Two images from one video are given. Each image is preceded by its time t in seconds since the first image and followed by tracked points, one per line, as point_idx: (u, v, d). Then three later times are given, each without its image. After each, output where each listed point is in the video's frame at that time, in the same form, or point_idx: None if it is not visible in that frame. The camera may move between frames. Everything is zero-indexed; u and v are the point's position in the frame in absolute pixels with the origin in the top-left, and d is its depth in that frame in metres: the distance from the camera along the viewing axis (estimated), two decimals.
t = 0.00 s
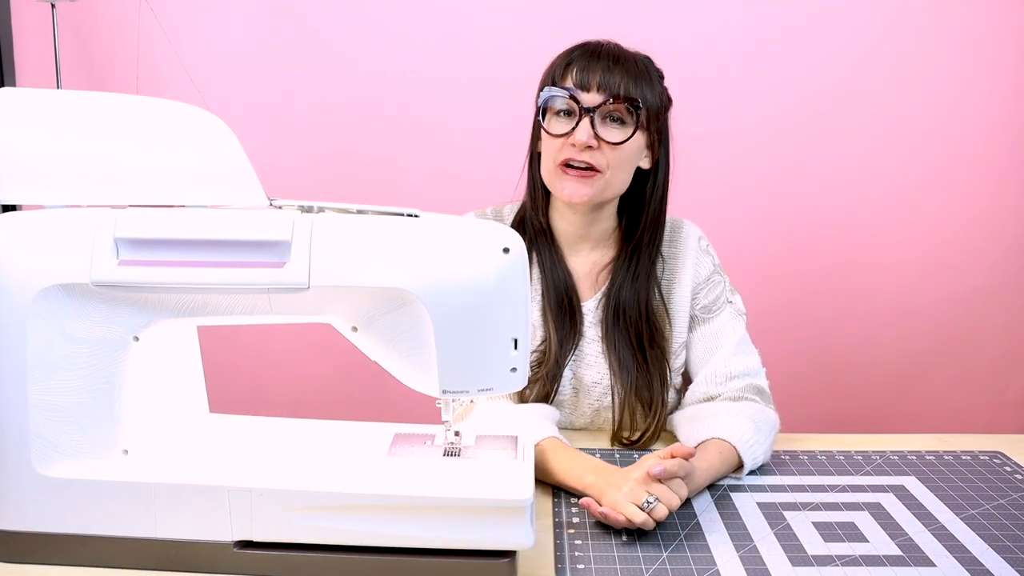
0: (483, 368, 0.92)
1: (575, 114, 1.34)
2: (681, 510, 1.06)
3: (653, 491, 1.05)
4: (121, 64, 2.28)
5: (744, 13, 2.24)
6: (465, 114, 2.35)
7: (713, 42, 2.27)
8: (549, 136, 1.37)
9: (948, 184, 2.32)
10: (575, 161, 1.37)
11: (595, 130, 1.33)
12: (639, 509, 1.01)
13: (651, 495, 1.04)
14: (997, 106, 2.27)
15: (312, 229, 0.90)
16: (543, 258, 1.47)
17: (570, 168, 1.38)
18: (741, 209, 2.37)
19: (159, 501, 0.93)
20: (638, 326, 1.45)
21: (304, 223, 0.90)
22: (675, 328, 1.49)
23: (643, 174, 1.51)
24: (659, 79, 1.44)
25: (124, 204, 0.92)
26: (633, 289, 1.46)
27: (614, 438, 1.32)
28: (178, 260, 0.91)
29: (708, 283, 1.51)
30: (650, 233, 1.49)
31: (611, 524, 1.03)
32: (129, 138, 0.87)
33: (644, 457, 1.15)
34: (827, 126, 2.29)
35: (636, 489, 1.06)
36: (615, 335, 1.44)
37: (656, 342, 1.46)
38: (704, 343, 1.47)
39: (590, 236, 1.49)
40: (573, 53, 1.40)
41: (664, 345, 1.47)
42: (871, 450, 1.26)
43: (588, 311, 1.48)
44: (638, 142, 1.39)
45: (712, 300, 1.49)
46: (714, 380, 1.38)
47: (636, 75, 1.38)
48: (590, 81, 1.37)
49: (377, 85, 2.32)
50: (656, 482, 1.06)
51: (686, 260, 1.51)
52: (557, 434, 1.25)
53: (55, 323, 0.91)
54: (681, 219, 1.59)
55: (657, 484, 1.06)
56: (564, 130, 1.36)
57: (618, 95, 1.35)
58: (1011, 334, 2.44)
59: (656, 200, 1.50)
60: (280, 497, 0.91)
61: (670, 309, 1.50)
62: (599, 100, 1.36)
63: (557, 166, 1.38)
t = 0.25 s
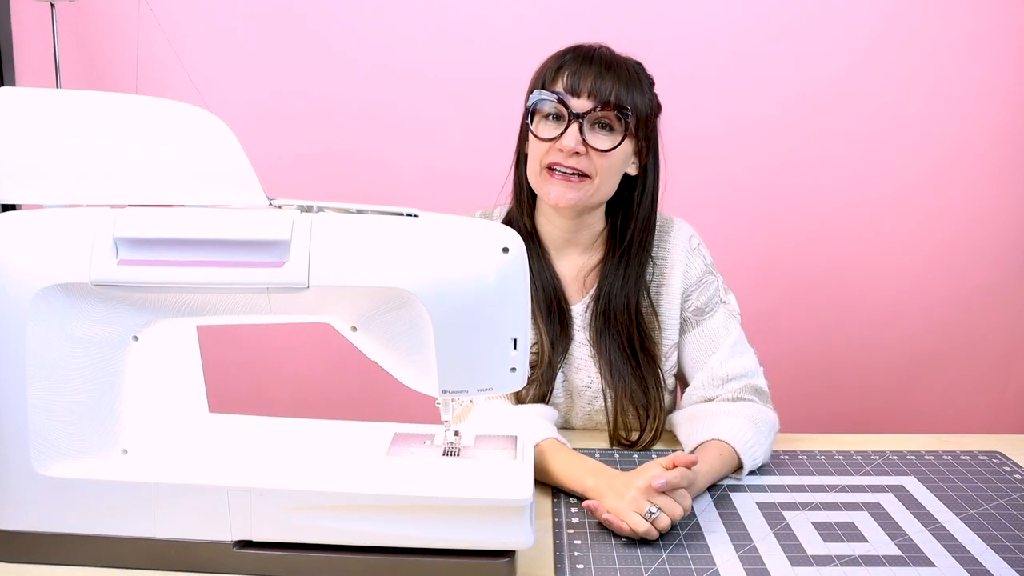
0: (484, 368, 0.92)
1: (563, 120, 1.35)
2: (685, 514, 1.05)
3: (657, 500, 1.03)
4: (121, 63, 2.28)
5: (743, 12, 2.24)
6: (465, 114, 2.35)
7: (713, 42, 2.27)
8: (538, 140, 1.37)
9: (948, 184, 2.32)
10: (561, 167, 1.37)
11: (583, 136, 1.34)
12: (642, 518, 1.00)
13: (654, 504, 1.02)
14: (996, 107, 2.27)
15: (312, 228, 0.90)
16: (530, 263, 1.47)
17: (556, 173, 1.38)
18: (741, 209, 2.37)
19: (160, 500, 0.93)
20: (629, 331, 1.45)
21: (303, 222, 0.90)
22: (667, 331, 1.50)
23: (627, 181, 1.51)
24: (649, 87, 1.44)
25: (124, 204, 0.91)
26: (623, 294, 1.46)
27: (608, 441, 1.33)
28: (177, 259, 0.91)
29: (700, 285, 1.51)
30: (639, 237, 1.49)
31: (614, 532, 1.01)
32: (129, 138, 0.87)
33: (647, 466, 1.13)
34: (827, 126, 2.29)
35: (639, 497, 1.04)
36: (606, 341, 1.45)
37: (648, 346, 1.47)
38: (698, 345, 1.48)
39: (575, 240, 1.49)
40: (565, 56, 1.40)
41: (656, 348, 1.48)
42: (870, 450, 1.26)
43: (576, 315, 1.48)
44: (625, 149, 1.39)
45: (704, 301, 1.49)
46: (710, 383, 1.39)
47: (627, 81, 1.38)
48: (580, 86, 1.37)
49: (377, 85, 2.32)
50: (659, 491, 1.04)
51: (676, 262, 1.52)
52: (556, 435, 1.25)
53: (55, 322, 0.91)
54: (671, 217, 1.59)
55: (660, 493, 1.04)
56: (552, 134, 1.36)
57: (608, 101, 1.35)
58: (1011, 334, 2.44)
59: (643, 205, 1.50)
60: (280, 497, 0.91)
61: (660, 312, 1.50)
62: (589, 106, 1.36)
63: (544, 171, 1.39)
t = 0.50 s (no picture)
0: (484, 367, 0.92)
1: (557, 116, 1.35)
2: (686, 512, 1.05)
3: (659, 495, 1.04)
4: (121, 64, 2.28)
5: (744, 13, 2.24)
6: (465, 114, 2.34)
7: (713, 43, 2.27)
8: (532, 137, 1.37)
9: (948, 184, 2.32)
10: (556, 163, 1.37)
11: (577, 131, 1.34)
12: (644, 513, 1.00)
13: (654, 499, 1.03)
14: (996, 107, 2.27)
15: (312, 228, 0.90)
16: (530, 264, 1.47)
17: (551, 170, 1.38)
18: (741, 209, 2.37)
19: (160, 501, 0.93)
20: (628, 332, 1.44)
21: (304, 222, 0.90)
22: (666, 331, 1.51)
23: (626, 177, 1.51)
24: (642, 84, 1.44)
25: (124, 203, 0.91)
26: (624, 294, 1.45)
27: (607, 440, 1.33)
28: (178, 259, 0.91)
29: (699, 285, 1.51)
30: (637, 237, 1.49)
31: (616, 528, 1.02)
32: (129, 138, 0.87)
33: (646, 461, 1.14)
34: (827, 126, 2.29)
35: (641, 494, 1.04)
36: (606, 342, 1.45)
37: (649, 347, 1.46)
38: (699, 346, 1.48)
39: (573, 240, 1.50)
40: (556, 55, 1.40)
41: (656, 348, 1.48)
42: (871, 450, 1.26)
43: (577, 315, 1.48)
44: (620, 145, 1.39)
45: (704, 301, 1.49)
46: (712, 384, 1.39)
47: (620, 77, 1.38)
48: (573, 83, 1.36)
49: (377, 85, 2.32)
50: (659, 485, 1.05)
51: (675, 262, 1.52)
52: (556, 435, 1.25)
53: (56, 322, 0.91)
54: (670, 216, 1.58)
55: (661, 487, 1.05)
56: (546, 130, 1.36)
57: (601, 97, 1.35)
58: (1012, 335, 2.44)
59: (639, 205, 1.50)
60: (280, 497, 0.91)
61: (659, 312, 1.51)
62: (582, 101, 1.36)
63: (538, 175, 1.39)
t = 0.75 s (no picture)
0: (485, 365, 0.92)
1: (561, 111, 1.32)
2: (689, 513, 1.05)
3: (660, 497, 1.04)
4: (121, 64, 2.28)
5: (744, 12, 2.24)
6: (465, 114, 2.34)
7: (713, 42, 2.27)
8: (535, 133, 1.35)
9: (949, 183, 2.32)
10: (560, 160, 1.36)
11: (581, 127, 1.32)
12: (645, 515, 1.00)
13: (656, 501, 1.02)
14: (997, 105, 2.27)
15: (313, 228, 0.90)
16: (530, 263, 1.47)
17: (554, 167, 1.37)
18: (742, 208, 2.36)
19: (161, 500, 0.93)
20: (628, 332, 1.44)
21: (305, 222, 0.90)
22: (667, 330, 1.51)
23: (626, 178, 1.50)
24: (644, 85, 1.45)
25: (125, 203, 0.91)
26: (623, 293, 1.46)
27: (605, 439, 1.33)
28: (179, 259, 0.91)
29: (699, 284, 1.51)
30: (637, 236, 1.49)
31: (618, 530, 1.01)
32: (130, 138, 0.87)
33: (649, 463, 1.13)
34: (828, 125, 2.29)
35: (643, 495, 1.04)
36: (606, 344, 1.44)
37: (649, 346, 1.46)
38: (699, 345, 1.48)
39: (574, 240, 1.50)
40: (559, 53, 1.41)
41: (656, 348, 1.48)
42: (872, 449, 1.26)
43: (577, 315, 1.49)
44: (623, 144, 1.40)
45: (704, 300, 1.49)
46: (712, 383, 1.38)
47: (623, 77, 1.39)
48: (577, 80, 1.38)
49: (377, 86, 2.32)
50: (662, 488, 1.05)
51: (674, 260, 1.52)
52: (558, 434, 1.25)
53: (56, 323, 0.91)
54: (669, 215, 1.59)
55: (663, 489, 1.05)
56: (549, 126, 1.33)
57: (606, 92, 1.35)
58: (1013, 333, 2.43)
59: (639, 205, 1.49)
60: (282, 496, 0.91)
61: (659, 311, 1.51)
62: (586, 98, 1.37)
63: (541, 165, 1.38)
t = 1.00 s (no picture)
0: (488, 365, 0.92)
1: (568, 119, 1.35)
2: (692, 512, 1.05)
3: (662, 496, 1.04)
4: (121, 66, 2.28)
5: (744, 11, 2.23)
6: (465, 114, 2.34)
7: (713, 41, 2.26)
8: (544, 141, 1.37)
9: (950, 181, 2.31)
10: (571, 164, 1.38)
11: (589, 132, 1.34)
12: (647, 514, 1.00)
13: (658, 500, 1.02)
14: (997, 103, 2.27)
15: (314, 229, 0.90)
16: (538, 262, 1.47)
17: (566, 171, 1.39)
18: (742, 207, 2.36)
19: (162, 502, 0.93)
20: (636, 325, 1.45)
21: (306, 222, 0.90)
22: (674, 327, 1.50)
23: (632, 168, 1.52)
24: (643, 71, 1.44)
25: (126, 205, 0.91)
26: (634, 285, 1.46)
27: (615, 436, 1.32)
28: (179, 261, 0.91)
29: (707, 282, 1.51)
30: (647, 229, 1.49)
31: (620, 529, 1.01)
32: (131, 139, 0.87)
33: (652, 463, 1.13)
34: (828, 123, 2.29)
35: (645, 495, 1.04)
36: (615, 332, 1.45)
37: (657, 342, 1.46)
38: (705, 342, 1.48)
39: (584, 237, 1.50)
40: (557, 54, 1.40)
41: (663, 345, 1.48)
42: (874, 447, 1.26)
43: (584, 312, 1.48)
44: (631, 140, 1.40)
45: (711, 298, 1.50)
46: (716, 380, 1.39)
47: (625, 72, 1.39)
48: (580, 82, 1.37)
49: (377, 86, 2.32)
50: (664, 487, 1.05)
51: (684, 257, 1.51)
52: (562, 434, 1.25)
53: (57, 324, 0.91)
54: (677, 213, 1.59)
55: (665, 489, 1.04)
56: (557, 134, 1.36)
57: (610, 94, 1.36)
58: (1014, 332, 2.43)
59: (650, 194, 1.51)
60: (284, 498, 0.91)
61: (668, 307, 1.50)
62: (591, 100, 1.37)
63: (552, 168, 1.40)
